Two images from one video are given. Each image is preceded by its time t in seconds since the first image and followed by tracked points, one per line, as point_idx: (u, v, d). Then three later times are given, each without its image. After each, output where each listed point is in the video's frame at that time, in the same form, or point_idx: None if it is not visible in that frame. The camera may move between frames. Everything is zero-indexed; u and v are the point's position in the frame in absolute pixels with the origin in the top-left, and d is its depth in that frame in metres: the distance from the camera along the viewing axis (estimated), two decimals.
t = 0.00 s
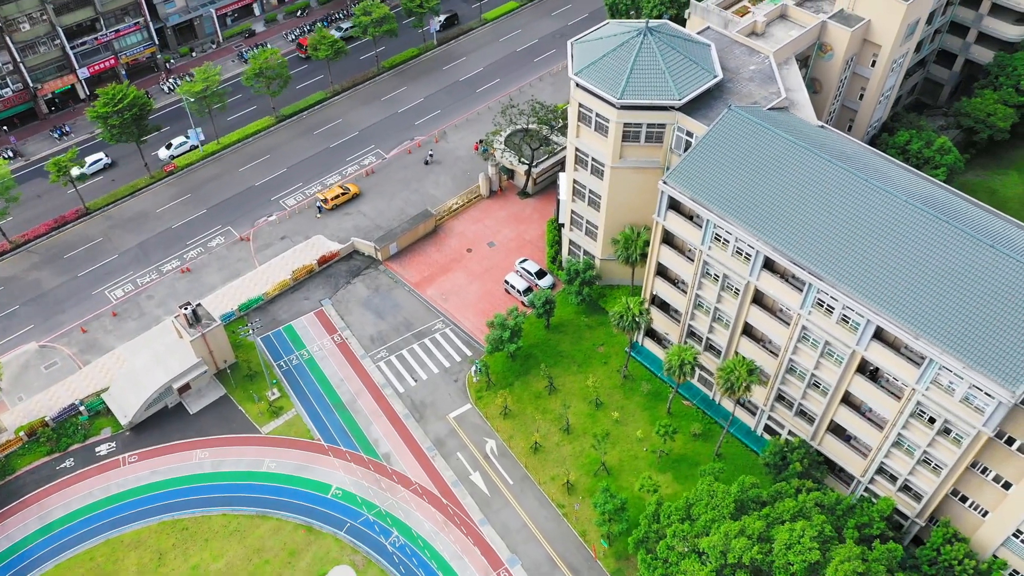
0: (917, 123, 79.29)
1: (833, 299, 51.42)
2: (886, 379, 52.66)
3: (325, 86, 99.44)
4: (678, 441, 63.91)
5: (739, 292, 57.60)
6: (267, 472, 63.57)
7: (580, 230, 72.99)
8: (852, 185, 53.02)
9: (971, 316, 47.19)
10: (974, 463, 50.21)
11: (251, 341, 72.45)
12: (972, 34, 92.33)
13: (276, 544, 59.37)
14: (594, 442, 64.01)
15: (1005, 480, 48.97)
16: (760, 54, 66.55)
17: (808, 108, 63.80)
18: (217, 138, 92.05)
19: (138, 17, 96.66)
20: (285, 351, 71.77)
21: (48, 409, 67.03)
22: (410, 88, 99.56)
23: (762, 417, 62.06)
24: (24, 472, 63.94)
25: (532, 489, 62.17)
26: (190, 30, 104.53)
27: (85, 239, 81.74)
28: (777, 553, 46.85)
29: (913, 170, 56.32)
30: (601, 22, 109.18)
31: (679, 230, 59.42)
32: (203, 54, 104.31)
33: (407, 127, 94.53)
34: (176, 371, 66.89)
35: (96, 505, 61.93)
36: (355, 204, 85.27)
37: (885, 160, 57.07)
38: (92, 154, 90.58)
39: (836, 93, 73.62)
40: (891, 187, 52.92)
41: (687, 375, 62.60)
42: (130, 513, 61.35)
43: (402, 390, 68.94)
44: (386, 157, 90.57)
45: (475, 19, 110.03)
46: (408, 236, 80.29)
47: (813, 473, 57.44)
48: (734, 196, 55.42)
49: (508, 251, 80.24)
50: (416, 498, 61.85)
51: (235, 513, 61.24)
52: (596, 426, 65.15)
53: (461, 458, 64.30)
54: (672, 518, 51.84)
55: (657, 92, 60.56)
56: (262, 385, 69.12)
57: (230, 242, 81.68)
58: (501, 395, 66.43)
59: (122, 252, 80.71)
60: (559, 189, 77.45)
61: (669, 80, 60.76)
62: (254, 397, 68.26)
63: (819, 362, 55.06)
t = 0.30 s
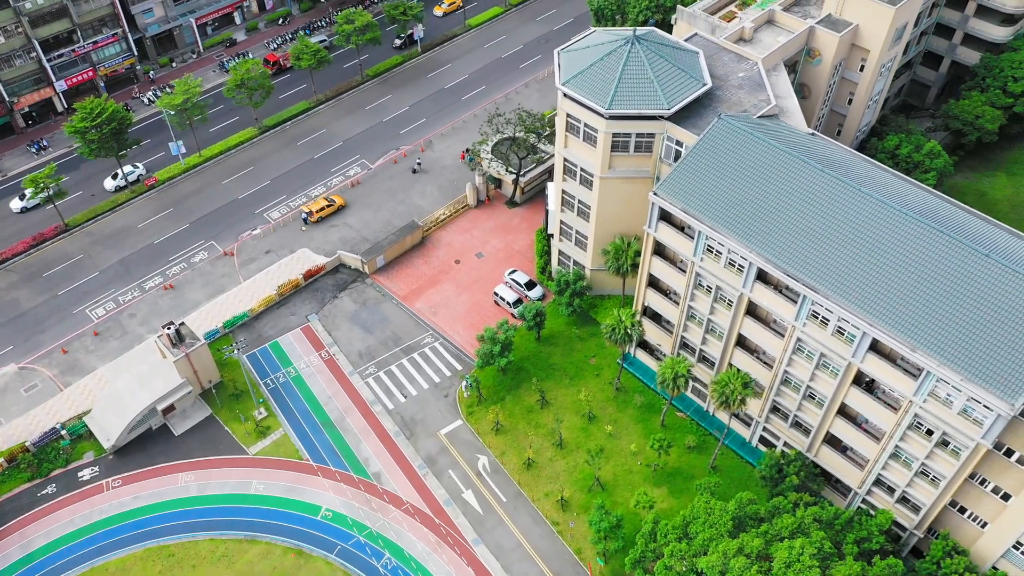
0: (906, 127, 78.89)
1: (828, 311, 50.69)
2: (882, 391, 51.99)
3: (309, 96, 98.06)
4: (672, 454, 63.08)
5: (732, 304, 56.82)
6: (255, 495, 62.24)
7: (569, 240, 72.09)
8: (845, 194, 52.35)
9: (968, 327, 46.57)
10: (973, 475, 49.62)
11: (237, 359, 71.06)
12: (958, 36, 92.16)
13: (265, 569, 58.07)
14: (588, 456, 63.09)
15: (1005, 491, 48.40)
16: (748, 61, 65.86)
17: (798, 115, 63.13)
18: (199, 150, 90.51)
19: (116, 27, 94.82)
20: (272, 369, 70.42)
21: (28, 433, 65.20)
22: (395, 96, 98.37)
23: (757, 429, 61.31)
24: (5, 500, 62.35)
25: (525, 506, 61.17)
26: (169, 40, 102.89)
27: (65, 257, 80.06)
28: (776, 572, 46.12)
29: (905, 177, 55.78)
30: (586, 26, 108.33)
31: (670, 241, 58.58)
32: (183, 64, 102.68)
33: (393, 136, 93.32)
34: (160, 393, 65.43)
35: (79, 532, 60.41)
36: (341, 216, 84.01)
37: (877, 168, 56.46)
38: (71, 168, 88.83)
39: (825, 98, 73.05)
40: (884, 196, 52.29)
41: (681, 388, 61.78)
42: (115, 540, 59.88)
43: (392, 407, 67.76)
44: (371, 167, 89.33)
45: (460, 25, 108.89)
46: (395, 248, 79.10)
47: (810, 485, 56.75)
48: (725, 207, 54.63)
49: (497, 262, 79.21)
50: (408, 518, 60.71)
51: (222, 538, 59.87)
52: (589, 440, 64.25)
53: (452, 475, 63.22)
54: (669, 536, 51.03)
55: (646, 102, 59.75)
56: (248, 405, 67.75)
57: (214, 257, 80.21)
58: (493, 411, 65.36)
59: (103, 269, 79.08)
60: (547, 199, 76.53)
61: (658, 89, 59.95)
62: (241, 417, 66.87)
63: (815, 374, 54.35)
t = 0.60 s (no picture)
0: (894, 131, 78.49)
1: (823, 323, 50.00)
2: (878, 403, 51.34)
3: (291, 106, 96.62)
4: (667, 468, 62.25)
5: (726, 316, 56.04)
6: (243, 519, 60.89)
7: (559, 251, 71.17)
8: (837, 204, 51.69)
9: (964, 338, 45.94)
10: (972, 486, 49.04)
11: (221, 378, 69.63)
12: (943, 37, 92.02)
13: None
14: (581, 472, 62.17)
15: (1004, 503, 47.84)
16: (736, 68, 65.17)
17: (787, 122, 62.49)
18: (180, 164, 88.88)
19: (92, 39, 92.98)
20: (258, 388, 69.04)
21: (8, 459, 63.54)
22: (379, 105, 97.13)
23: (752, 440, 60.59)
24: None
25: (519, 525, 60.16)
26: (148, 50, 101.19)
27: (43, 276, 78.29)
28: None
29: (897, 185, 55.20)
30: (570, 31, 107.48)
31: (661, 253, 57.74)
32: (162, 75, 100.97)
33: (377, 146, 92.07)
34: (143, 416, 63.92)
35: (62, 561, 58.85)
36: (326, 229, 82.69)
37: (868, 176, 55.89)
38: (49, 184, 87.00)
39: (814, 103, 72.50)
40: (877, 205, 51.67)
41: (674, 401, 60.95)
42: (99, 569, 58.36)
43: (381, 425, 66.57)
44: (356, 178, 88.05)
45: (443, 32, 107.74)
46: (382, 261, 77.87)
47: (807, 498, 56.07)
48: (717, 219, 53.84)
49: (485, 273, 78.16)
50: (400, 539, 59.56)
51: (210, 564, 58.47)
52: (583, 454, 63.33)
53: (444, 494, 62.13)
54: (666, 556, 50.25)
55: (634, 111, 58.92)
56: (234, 426, 66.34)
57: (196, 273, 78.69)
58: (484, 427, 64.31)
59: (83, 287, 77.38)
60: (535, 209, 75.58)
61: (646, 98, 59.14)
62: (227, 438, 65.46)
63: (810, 386, 53.65)
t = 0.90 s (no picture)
0: (883, 135, 78.03)
1: (818, 336, 49.26)
2: (875, 415, 50.65)
3: (273, 116, 95.12)
4: (662, 482, 61.36)
5: (719, 329, 55.23)
6: (231, 544, 59.50)
7: (548, 262, 70.20)
8: (830, 215, 51.07)
9: (962, 350, 45.39)
10: (971, 499, 48.44)
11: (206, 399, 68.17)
12: (929, 38, 91.79)
13: None
14: (575, 488, 61.19)
15: (1004, 515, 47.27)
16: (724, 75, 64.42)
17: (777, 130, 61.79)
18: (160, 178, 87.21)
19: (68, 51, 91.06)
20: (244, 408, 67.64)
21: None
22: (363, 114, 95.82)
23: (747, 453, 59.81)
24: None
25: (513, 544, 59.12)
26: (126, 62, 99.39)
27: (21, 296, 76.48)
28: None
29: (889, 194, 54.75)
30: (555, 37, 106.59)
31: (652, 265, 56.88)
32: (141, 86, 99.18)
33: (361, 156, 90.74)
34: (126, 440, 62.38)
35: None
36: (311, 242, 81.33)
37: (859, 185, 55.38)
38: (25, 201, 85.12)
39: (802, 109, 71.91)
40: (870, 215, 51.13)
41: (668, 415, 60.07)
42: None
43: (371, 444, 65.34)
44: (340, 190, 86.73)
45: (426, 39, 106.54)
46: (369, 275, 76.63)
47: (804, 512, 55.41)
48: (708, 231, 53.07)
49: (474, 285, 77.07)
50: (392, 561, 58.39)
51: None
52: (576, 470, 62.39)
53: (436, 514, 60.99)
54: None
55: (623, 122, 58.05)
56: (220, 448, 64.91)
57: (179, 291, 77.13)
58: (476, 444, 63.17)
59: (62, 307, 75.64)
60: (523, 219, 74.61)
61: (634, 108, 58.30)
62: (212, 461, 64.02)
63: (806, 400, 52.93)
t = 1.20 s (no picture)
0: (872, 139, 77.56)
1: (814, 350, 48.47)
2: (873, 428, 49.93)
3: (255, 128, 93.61)
4: (657, 497, 60.47)
5: (713, 343, 54.38)
6: (218, 571, 58.09)
7: (537, 274, 69.23)
8: (823, 226, 50.30)
9: (959, 363, 44.75)
10: (971, 512, 47.83)
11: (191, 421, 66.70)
12: (914, 40, 91.53)
13: None
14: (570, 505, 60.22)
15: (1005, 528, 46.68)
16: (712, 83, 63.66)
17: (767, 138, 61.06)
18: (140, 193, 85.58)
19: (44, 65, 89.20)
20: (230, 429, 66.22)
21: None
22: (346, 124, 94.50)
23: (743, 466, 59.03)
24: None
25: (508, 564, 58.06)
26: (103, 74, 97.57)
27: None
28: None
29: (881, 202, 54.07)
30: (539, 43, 105.63)
31: (644, 279, 55.96)
32: (119, 99, 97.38)
33: (346, 168, 89.41)
34: (109, 466, 60.83)
35: None
36: (295, 257, 79.95)
37: (852, 193, 54.69)
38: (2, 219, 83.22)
39: (791, 115, 71.32)
40: (864, 225, 50.41)
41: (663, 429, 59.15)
42: None
43: (361, 464, 64.11)
44: (325, 203, 85.39)
45: (409, 46, 105.28)
46: (355, 290, 75.34)
47: (802, 526, 54.81)
48: (701, 244, 52.24)
49: (462, 298, 75.95)
50: None
51: None
52: (570, 486, 61.42)
53: (429, 535, 59.85)
54: None
55: (611, 134, 57.19)
56: (206, 471, 63.45)
57: (161, 309, 75.56)
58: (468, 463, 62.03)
59: (42, 328, 73.91)
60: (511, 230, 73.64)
61: (623, 120, 57.45)
62: (198, 485, 62.54)
63: (802, 413, 52.16)
